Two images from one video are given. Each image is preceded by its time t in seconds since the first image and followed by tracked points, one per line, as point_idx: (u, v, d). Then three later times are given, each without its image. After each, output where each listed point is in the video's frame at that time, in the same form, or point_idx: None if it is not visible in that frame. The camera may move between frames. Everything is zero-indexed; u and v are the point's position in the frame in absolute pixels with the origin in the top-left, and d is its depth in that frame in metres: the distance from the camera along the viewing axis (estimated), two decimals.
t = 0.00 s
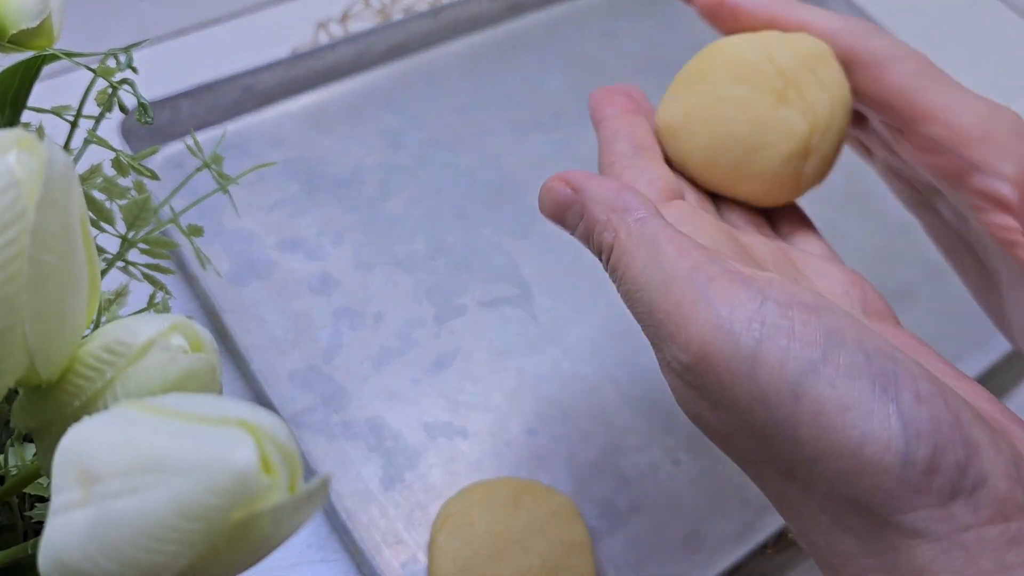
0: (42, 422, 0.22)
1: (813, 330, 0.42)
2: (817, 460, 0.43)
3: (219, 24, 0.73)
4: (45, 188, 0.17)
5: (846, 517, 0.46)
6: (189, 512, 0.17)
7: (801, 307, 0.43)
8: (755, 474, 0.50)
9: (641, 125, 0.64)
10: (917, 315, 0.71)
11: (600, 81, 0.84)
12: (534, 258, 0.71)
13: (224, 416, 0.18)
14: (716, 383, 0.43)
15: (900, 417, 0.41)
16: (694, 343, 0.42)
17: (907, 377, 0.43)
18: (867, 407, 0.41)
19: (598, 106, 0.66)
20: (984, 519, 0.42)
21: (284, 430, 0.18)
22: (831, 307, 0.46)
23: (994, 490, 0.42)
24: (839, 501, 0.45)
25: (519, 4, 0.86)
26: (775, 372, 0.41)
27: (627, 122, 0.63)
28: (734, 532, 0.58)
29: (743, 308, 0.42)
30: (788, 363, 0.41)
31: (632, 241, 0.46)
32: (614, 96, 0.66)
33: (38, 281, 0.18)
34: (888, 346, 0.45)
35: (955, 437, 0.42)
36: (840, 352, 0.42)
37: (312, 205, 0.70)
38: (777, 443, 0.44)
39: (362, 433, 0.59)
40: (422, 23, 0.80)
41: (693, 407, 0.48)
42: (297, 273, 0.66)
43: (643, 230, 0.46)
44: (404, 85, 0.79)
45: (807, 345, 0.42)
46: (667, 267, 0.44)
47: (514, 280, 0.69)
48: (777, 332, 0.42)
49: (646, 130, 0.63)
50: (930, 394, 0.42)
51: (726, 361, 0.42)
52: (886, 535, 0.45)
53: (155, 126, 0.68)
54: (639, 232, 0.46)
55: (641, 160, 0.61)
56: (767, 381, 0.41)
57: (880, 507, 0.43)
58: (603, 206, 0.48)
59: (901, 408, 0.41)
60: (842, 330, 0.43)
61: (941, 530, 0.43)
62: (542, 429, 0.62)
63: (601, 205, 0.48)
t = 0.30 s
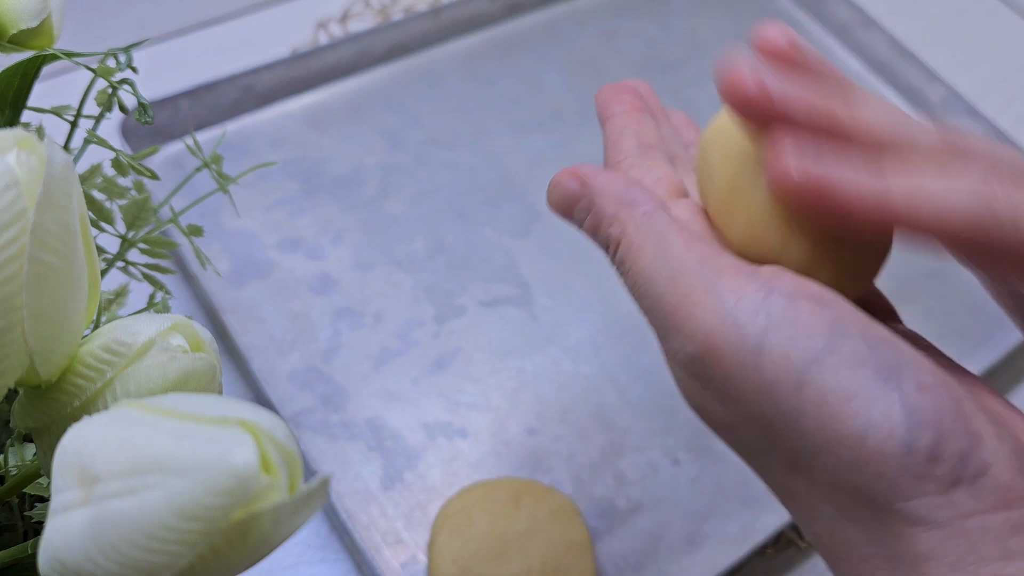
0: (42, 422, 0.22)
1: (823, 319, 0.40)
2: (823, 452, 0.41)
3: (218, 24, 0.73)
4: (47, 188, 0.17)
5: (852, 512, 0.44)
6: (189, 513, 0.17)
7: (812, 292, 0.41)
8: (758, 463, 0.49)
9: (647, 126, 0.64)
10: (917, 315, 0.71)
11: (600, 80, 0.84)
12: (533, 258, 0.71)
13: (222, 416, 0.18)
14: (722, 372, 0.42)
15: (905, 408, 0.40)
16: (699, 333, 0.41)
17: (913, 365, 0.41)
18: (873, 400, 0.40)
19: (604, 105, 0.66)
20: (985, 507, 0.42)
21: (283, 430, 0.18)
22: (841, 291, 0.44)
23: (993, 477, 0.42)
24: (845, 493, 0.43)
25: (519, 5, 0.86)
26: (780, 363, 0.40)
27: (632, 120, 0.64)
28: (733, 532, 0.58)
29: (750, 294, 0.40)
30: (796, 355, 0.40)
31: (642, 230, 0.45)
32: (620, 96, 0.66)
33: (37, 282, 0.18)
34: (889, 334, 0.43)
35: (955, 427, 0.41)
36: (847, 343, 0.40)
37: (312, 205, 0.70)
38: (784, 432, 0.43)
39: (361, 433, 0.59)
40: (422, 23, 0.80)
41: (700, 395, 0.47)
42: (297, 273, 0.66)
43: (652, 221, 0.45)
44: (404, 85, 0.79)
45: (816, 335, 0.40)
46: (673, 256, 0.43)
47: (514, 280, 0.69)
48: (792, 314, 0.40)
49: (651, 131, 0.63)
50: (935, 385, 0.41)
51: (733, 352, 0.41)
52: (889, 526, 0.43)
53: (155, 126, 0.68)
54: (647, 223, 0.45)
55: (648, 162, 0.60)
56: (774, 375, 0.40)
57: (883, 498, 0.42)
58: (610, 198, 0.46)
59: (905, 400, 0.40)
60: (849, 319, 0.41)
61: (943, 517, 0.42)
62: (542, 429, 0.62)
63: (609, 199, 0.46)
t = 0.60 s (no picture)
0: (42, 422, 0.22)
1: (728, 402, 0.44)
2: (726, 508, 0.46)
3: (218, 26, 0.73)
4: (47, 188, 0.17)
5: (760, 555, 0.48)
6: (189, 513, 0.17)
7: (726, 376, 0.44)
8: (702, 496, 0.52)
9: (652, 111, 0.66)
10: (917, 315, 0.71)
11: (600, 80, 0.84)
12: (534, 257, 0.71)
13: (222, 416, 0.18)
14: (646, 438, 0.46)
15: (791, 485, 0.43)
16: (629, 402, 0.45)
17: (808, 440, 0.44)
18: (765, 472, 0.43)
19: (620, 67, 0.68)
20: (868, 560, 0.45)
21: (283, 430, 0.18)
22: (765, 370, 0.46)
23: (881, 533, 0.44)
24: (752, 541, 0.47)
25: (519, 5, 0.86)
26: (694, 437, 0.43)
27: (634, 105, 0.66)
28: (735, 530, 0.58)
29: (669, 375, 0.44)
30: (704, 436, 0.43)
31: (595, 293, 0.48)
32: (633, 67, 0.68)
33: (37, 282, 0.18)
34: (802, 405, 0.45)
35: (844, 495, 0.43)
36: (749, 424, 0.43)
37: (312, 205, 0.70)
38: (695, 487, 0.47)
39: (362, 433, 0.59)
40: (422, 23, 0.80)
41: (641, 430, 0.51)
42: (297, 273, 0.66)
43: (608, 285, 0.47)
44: (404, 85, 0.79)
45: (720, 418, 0.43)
46: (615, 326, 0.46)
47: (515, 280, 0.69)
48: (706, 396, 0.44)
49: (655, 117, 0.65)
50: (828, 458, 0.44)
51: (652, 419, 0.45)
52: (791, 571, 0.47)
53: (155, 126, 0.68)
54: (601, 287, 0.47)
55: (645, 155, 0.62)
56: (684, 447, 0.44)
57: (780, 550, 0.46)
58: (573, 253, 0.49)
59: (793, 476, 0.43)
60: (755, 400, 0.44)
61: (827, 568, 0.45)
62: (542, 428, 0.62)
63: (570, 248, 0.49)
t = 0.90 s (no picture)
0: (43, 421, 0.22)
1: (743, 391, 0.44)
2: (740, 500, 0.46)
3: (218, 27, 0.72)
4: (48, 188, 0.17)
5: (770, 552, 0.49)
6: (190, 513, 0.17)
7: (741, 365, 0.45)
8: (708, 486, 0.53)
9: (662, 87, 0.66)
10: (917, 314, 0.71)
11: (600, 81, 0.84)
12: (534, 257, 0.71)
13: (222, 416, 0.18)
14: (660, 426, 0.47)
15: (806, 477, 0.43)
16: (644, 388, 0.46)
17: (823, 432, 0.45)
18: (781, 463, 0.43)
19: (629, 46, 0.68)
20: (881, 553, 0.45)
21: (283, 429, 0.19)
22: (781, 361, 0.47)
23: (892, 528, 0.45)
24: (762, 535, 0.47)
25: (519, 6, 0.86)
26: (710, 424, 0.44)
27: (646, 79, 0.66)
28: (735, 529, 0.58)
29: (685, 362, 0.45)
30: (719, 424, 0.44)
31: (611, 276, 0.48)
32: (644, 43, 0.68)
33: (39, 282, 0.18)
34: (816, 397, 0.46)
35: (857, 488, 0.44)
36: (766, 414, 0.44)
37: (313, 206, 0.70)
38: (708, 478, 0.47)
39: (362, 433, 0.59)
40: (422, 24, 0.80)
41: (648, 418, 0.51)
42: (298, 273, 0.66)
43: (626, 268, 0.47)
44: (404, 86, 0.79)
45: (736, 406, 0.44)
46: (632, 311, 0.47)
47: (515, 280, 0.70)
48: (723, 384, 0.44)
49: (667, 92, 0.66)
50: (842, 451, 0.44)
51: (669, 405, 0.45)
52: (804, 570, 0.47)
53: (156, 126, 0.68)
54: (618, 270, 0.48)
55: (658, 133, 0.63)
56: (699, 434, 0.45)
57: (792, 545, 0.46)
58: (590, 238, 0.49)
59: (808, 468, 0.44)
60: (772, 390, 0.45)
61: (840, 564, 0.46)
62: (542, 428, 0.62)
63: (587, 231, 0.49)
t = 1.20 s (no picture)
0: (43, 422, 0.22)
1: (748, 371, 0.44)
2: (744, 486, 0.45)
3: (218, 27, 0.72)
4: (48, 188, 0.17)
5: (771, 540, 0.48)
6: (189, 513, 0.17)
7: (746, 346, 0.45)
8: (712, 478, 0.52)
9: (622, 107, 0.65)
10: (917, 314, 0.71)
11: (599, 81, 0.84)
12: (533, 257, 0.71)
13: (222, 416, 0.18)
14: (663, 409, 0.46)
15: (814, 457, 0.43)
16: (647, 373, 0.46)
17: (830, 413, 0.44)
18: (789, 444, 0.43)
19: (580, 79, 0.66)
20: (887, 535, 0.45)
21: (283, 429, 0.19)
22: (785, 343, 0.46)
23: (897, 509, 0.45)
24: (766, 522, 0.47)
25: (519, 6, 0.86)
26: (714, 407, 0.44)
27: (607, 102, 0.65)
28: (734, 529, 0.58)
29: (689, 345, 0.45)
30: (723, 407, 0.43)
31: (610, 264, 0.48)
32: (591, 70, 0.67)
33: (38, 282, 0.18)
34: (822, 378, 0.46)
35: (865, 470, 0.43)
36: (772, 395, 0.44)
37: (313, 206, 0.70)
38: (712, 463, 0.46)
39: (362, 433, 0.59)
40: (423, 24, 0.80)
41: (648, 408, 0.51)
42: (298, 273, 0.66)
43: (620, 253, 0.47)
44: (404, 86, 0.79)
45: (740, 387, 0.44)
46: (633, 296, 0.47)
47: (515, 280, 0.70)
48: (725, 366, 0.44)
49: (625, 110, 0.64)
50: (848, 432, 0.44)
51: (672, 388, 0.45)
52: (809, 556, 0.46)
53: (156, 126, 0.68)
54: (615, 256, 0.47)
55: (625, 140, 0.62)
56: (704, 417, 0.44)
57: (798, 530, 0.45)
58: (582, 230, 0.49)
59: (815, 448, 0.43)
60: (776, 370, 0.44)
61: (845, 547, 0.45)
62: (542, 428, 0.62)
63: (578, 224, 0.48)
